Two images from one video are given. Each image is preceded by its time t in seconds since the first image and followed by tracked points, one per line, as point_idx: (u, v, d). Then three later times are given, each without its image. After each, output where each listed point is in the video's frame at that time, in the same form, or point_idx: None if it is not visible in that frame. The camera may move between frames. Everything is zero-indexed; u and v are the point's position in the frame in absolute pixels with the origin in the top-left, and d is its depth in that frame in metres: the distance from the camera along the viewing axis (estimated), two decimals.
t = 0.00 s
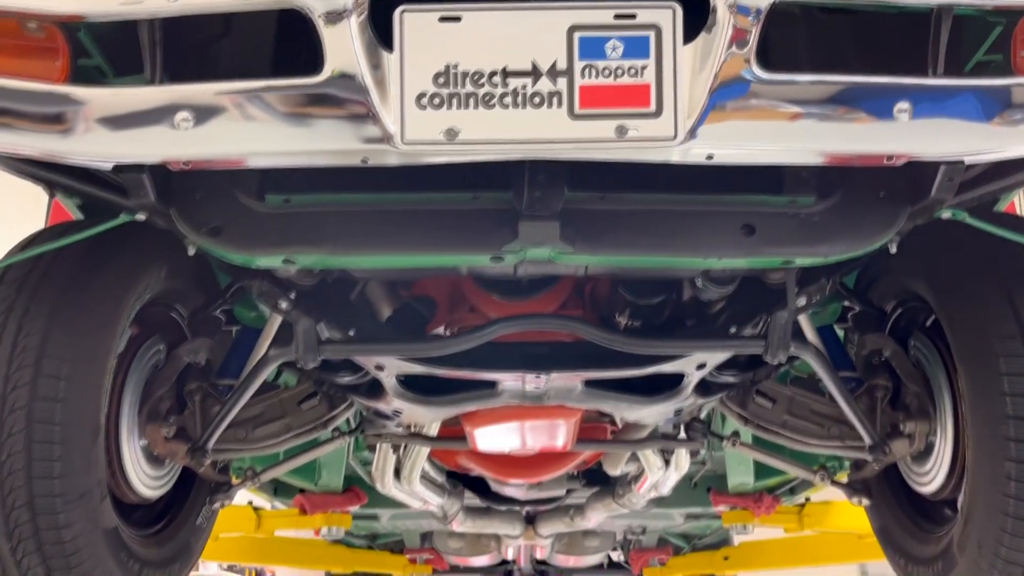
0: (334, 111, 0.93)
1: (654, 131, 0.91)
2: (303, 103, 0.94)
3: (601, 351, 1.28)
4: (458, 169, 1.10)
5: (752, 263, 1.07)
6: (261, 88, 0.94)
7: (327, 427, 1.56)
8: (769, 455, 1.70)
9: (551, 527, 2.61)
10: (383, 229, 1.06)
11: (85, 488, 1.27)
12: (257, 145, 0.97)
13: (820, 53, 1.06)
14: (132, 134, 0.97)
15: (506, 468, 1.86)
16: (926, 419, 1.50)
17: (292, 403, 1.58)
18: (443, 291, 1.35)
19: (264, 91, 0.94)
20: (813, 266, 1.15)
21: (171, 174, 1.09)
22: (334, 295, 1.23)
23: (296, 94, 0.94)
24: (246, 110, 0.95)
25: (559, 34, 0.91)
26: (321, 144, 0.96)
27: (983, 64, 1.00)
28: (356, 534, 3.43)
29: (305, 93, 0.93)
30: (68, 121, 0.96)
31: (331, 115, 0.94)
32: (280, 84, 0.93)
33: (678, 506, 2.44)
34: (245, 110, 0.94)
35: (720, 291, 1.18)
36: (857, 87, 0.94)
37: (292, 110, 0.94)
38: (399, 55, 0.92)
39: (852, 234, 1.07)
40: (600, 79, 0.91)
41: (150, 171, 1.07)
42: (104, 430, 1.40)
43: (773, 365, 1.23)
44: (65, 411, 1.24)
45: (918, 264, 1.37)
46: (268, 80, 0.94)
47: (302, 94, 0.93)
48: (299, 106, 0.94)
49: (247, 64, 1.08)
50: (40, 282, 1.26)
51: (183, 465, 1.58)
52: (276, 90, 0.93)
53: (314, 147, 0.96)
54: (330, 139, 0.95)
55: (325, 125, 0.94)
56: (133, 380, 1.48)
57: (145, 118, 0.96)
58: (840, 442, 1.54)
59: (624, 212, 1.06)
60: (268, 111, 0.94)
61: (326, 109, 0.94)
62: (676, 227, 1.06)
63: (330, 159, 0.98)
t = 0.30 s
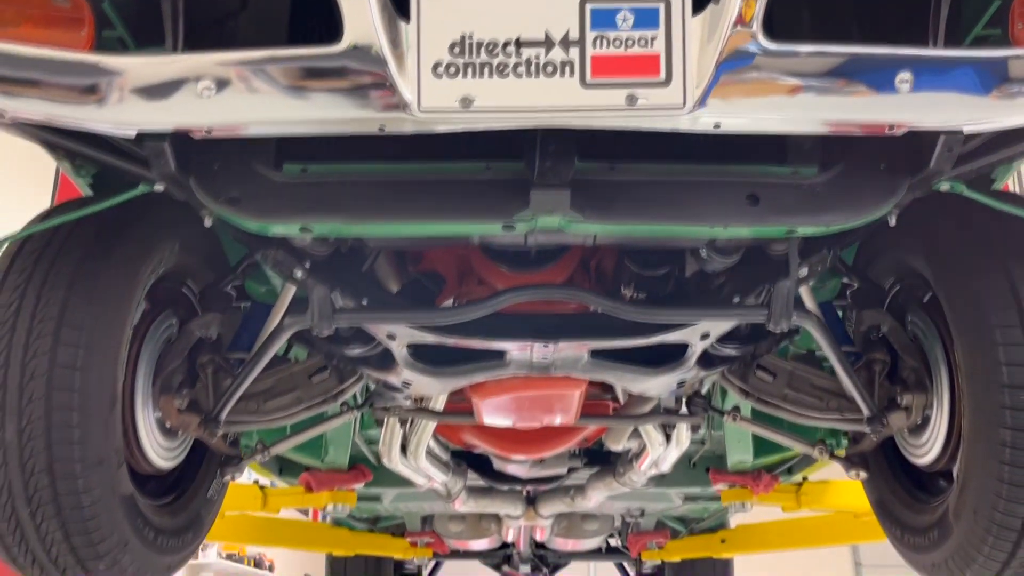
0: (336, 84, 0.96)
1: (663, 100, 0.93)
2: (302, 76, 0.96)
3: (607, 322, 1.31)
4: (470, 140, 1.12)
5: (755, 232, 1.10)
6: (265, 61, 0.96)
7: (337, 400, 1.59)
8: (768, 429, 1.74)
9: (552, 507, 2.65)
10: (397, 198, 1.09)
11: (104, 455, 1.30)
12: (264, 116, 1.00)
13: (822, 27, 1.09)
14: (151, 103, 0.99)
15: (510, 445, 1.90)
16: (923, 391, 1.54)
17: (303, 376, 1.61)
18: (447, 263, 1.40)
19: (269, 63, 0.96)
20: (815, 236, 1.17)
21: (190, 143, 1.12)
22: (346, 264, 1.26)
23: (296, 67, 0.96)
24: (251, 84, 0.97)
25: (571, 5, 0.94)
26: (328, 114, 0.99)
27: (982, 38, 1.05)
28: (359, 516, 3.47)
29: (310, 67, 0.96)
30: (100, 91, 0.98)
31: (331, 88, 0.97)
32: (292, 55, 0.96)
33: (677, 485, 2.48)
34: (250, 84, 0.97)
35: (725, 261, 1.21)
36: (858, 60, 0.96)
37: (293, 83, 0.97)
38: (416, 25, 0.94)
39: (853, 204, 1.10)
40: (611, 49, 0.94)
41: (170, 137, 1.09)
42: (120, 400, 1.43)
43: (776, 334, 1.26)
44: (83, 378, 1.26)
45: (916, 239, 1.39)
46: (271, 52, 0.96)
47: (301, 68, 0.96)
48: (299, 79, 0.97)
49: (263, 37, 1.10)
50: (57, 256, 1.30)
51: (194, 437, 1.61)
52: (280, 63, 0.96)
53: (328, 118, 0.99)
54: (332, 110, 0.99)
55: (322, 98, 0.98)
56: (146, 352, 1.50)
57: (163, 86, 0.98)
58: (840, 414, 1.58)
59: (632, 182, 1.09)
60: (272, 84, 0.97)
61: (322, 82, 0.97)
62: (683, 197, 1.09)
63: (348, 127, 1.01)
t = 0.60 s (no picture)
0: (340, 56, 0.98)
1: (666, 71, 0.95)
2: (302, 49, 0.98)
3: (607, 295, 1.32)
4: (476, 113, 1.14)
5: (755, 204, 1.12)
6: (266, 35, 0.98)
7: (340, 375, 1.62)
8: (765, 407, 1.77)
9: (551, 489, 2.67)
10: (401, 169, 1.10)
11: (111, 426, 1.32)
12: (269, 88, 1.01)
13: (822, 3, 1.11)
14: (159, 73, 0.99)
15: (511, 424, 1.92)
16: (919, 368, 1.55)
17: (307, 353, 1.62)
18: (449, 242, 1.41)
19: (269, 37, 0.98)
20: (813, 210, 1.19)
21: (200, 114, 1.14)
22: (351, 237, 1.28)
23: (297, 41, 0.97)
24: (252, 58, 0.99)
25: None
26: (331, 86, 1.00)
27: (978, 15, 1.08)
28: (358, 501, 3.50)
29: (311, 41, 0.97)
30: (117, 63, 0.99)
31: (331, 62, 0.98)
32: (300, 27, 0.97)
33: (675, 468, 2.50)
34: (251, 58, 0.98)
35: (725, 235, 1.23)
36: (858, 34, 0.98)
37: (293, 57, 0.98)
38: None
39: (852, 177, 1.12)
40: (615, 20, 0.95)
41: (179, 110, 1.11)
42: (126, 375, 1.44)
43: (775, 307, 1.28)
44: (91, 349, 1.28)
45: (911, 218, 1.40)
46: (271, 26, 0.98)
47: (301, 42, 0.97)
48: (299, 53, 0.98)
49: (270, 11, 1.12)
50: (65, 230, 1.31)
51: (199, 413, 1.63)
52: (283, 37, 0.97)
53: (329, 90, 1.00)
54: (337, 82, 1.00)
55: (321, 71, 0.99)
56: (151, 328, 1.51)
57: (171, 57, 0.98)
58: (836, 390, 1.60)
59: (634, 155, 1.10)
60: (272, 59, 0.98)
61: (322, 56, 0.98)
62: (684, 169, 1.10)
63: (355, 97, 1.01)
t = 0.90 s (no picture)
0: (336, 34, 0.98)
1: (663, 46, 0.95)
2: (298, 26, 0.98)
3: (603, 273, 1.33)
4: (474, 91, 1.16)
5: (751, 180, 1.13)
6: (262, 10, 0.97)
7: (338, 356, 1.61)
8: (760, 388, 1.79)
9: (547, 475, 2.68)
10: (399, 145, 1.11)
11: (112, 402, 1.34)
12: (267, 63, 1.01)
13: None
14: (160, 48, 1.00)
15: (508, 406, 1.94)
16: (913, 348, 1.57)
17: (306, 334, 1.63)
18: (447, 221, 1.43)
19: (266, 13, 0.97)
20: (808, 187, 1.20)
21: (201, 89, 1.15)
22: (350, 214, 1.29)
23: (293, 18, 0.98)
24: (248, 35, 0.99)
25: None
26: (328, 61, 1.01)
27: None
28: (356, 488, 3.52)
29: (307, 18, 0.97)
30: (120, 38, 1.00)
31: (327, 40, 0.98)
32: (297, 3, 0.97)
33: (671, 453, 2.52)
34: (248, 35, 0.98)
35: (720, 212, 1.25)
36: (855, 12, 0.98)
37: (289, 34, 0.98)
38: None
39: (846, 154, 1.13)
40: None
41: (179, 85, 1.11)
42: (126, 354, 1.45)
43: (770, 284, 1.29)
44: (92, 326, 1.29)
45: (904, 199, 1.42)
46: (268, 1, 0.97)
47: (298, 19, 0.97)
48: (295, 30, 0.98)
49: None
50: (66, 208, 1.32)
51: (198, 393, 1.64)
52: (281, 13, 0.97)
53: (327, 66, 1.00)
54: (334, 57, 1.00)
55: (318, 49, 0.99)
56: (150, 309, 1.51)
57: (170, 32, 0.99)
58: (831, 370, 1.62)
59: (630, 131, 1.11)
60: (269, 35, 0.98)
61: (319, 33, 0.98)
62: (681, 146, 1.11)
63: (354, 71, 1.02)
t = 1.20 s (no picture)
0: (332, 13, 0.99)
1: (654, 23, 0.96)
2: (293, 5, 0.99)
3: (597, 253, 1.34)
4: (470, 71, 1.17)
5: (744, 159, 1.14)
6: None
7: (335, 339, 1.61)
8: (754, 371, 1.80)
9: (543, 463, 2.70)
10: (395, 123, 1.12)
11: (110, 381, 1.35)
12: (263, 41, 1.02)
13: None
14: (158, 25, 1.00)
15: (505, 391, 1.95)
16: (905, 331, 1.58)
17: (302, 315, 1.63)
18: (441, 201, 1.43)
19: None
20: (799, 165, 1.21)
21: (197, 68, 1.16)
22: (346, 194, 1.30)
23: None
24: (244, 14, 1.00)
25: None
26: (323, 39, 1.01)
27: None
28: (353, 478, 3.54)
29: None
30: (120, 16, 1.00)
31: (322, 19, 0.99)
32: None
33: (666, 440, 2.53)
34: (244, 13, 0.99)
35: (713, 191, 1.26)
36: None
37: (284, 13, 0.99)
38: None
39: (837, 132, 1.14)
40: None
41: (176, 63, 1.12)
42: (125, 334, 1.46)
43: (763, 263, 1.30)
44: (91, 304, 1.31)
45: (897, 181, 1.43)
46: None
47: None
48: (291, 9, 0.99)
49: None
50: (64, 188, 1.33)
51: (196, 374, 1.66)
52: None
53: (324, 43, 1.01)
54: (329, 36, 1.01)
55: (313, 28, 1.00)
56: (148, 290, 1.52)
57: (168, 10, 0.99)
58: (823, 352, 1.63)
59: (624, 109, 1.13)
60: (264, 14, 0.99)
61: (313, 13, 0.99)
62: (674, 124, 1.12)
63: (350, 47, 1.02)
